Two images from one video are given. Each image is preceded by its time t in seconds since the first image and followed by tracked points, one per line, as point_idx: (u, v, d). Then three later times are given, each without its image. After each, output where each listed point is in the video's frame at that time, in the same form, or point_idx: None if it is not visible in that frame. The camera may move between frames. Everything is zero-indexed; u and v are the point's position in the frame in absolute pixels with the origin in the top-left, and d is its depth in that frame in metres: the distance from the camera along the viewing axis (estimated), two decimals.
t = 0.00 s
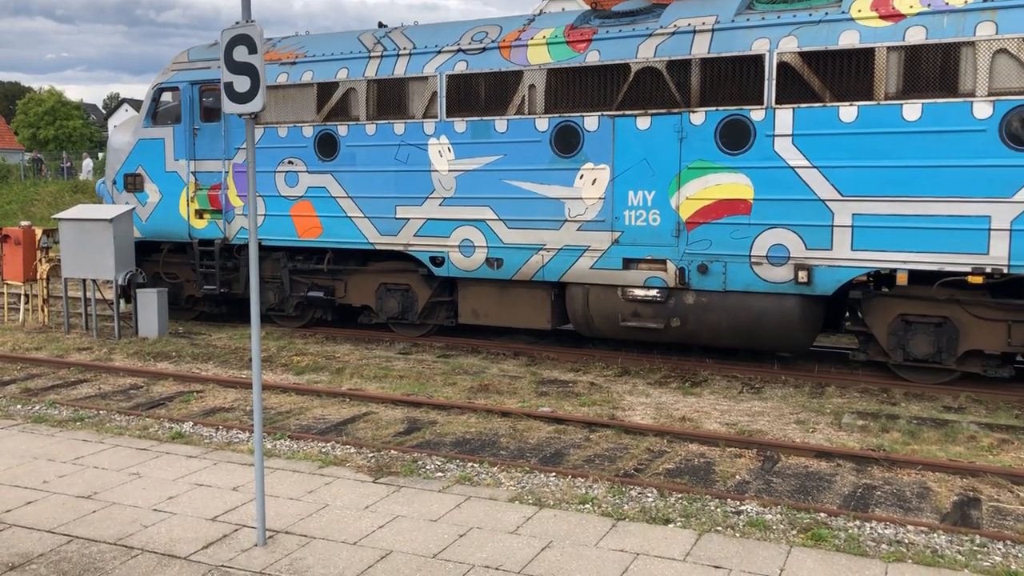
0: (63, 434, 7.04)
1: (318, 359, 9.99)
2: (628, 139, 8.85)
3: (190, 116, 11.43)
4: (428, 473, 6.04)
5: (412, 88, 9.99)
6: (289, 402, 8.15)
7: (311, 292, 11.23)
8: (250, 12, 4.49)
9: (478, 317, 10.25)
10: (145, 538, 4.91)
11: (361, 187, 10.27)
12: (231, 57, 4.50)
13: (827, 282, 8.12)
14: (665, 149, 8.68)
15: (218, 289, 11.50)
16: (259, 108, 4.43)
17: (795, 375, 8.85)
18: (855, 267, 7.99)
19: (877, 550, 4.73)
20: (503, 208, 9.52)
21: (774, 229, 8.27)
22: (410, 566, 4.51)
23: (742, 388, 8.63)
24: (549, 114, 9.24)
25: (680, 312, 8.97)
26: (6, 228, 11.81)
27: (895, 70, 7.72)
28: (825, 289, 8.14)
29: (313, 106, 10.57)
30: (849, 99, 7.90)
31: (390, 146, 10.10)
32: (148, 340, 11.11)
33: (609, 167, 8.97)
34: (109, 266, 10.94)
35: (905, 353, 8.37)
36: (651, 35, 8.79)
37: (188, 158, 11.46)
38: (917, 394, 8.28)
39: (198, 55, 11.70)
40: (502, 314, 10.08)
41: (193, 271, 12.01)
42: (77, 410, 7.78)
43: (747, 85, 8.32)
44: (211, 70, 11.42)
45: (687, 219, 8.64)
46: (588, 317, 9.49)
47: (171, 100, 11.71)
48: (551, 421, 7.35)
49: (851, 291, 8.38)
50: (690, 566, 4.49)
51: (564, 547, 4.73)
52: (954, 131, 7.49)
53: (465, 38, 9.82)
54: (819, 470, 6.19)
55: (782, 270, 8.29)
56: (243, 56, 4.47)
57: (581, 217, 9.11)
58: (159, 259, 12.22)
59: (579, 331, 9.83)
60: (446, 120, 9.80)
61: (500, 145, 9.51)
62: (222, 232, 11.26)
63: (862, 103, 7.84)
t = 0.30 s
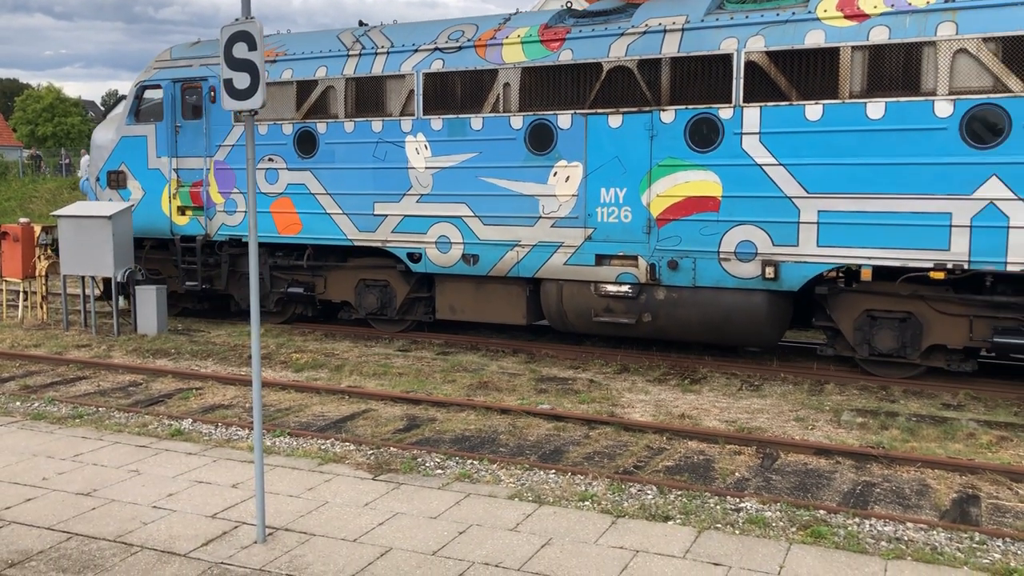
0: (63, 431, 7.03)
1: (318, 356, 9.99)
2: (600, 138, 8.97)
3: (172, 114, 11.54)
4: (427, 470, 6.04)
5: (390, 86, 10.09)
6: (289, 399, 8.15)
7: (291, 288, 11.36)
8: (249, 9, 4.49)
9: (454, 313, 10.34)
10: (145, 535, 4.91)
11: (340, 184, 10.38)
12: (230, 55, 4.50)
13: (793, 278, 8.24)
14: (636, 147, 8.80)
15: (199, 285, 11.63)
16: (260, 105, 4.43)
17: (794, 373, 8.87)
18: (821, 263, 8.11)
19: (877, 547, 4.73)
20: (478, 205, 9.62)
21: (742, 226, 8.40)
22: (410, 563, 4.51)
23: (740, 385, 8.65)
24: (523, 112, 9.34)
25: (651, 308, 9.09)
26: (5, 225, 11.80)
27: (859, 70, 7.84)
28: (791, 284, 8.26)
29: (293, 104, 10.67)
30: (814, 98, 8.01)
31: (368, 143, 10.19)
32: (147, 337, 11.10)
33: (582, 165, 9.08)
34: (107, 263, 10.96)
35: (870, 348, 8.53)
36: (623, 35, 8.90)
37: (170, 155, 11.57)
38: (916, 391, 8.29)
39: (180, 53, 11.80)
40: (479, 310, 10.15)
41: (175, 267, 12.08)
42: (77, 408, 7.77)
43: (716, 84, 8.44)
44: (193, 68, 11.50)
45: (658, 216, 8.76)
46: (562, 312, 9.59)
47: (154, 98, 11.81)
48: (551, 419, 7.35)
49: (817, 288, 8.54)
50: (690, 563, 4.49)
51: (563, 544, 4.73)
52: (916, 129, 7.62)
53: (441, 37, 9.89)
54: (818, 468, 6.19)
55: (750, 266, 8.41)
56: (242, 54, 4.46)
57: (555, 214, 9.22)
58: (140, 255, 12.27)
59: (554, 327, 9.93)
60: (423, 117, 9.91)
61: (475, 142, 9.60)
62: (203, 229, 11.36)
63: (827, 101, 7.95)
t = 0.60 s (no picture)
0: (62, 428, 7.02)
1: (317, 354, 9.98)
2: (573, 136, 9.06)
3: (154, 111, 11.61)
4: (427, 468, 6.04)
5: (368, 83, 10.13)
6: (288, 396, 8.14)
7: (271, 284, 11.43)
8: (249, 5, 4.47)
9: (432, 308, 10.41)
10: (144, 532, 4.91)
11: (318, 180, 10.44)
12: (230, 51, 4.49)
13: (761, 274, 8.31)
14: (609, 144, 8.90)
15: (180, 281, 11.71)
16: (259, 102, 4.42)
17: (794, 370, 8.87)
18: (789, 259, 8.20)
19: (877, 545, 4.73)
20: (454, 202, 9.68)
21: (711, 223, 8.48)
22: (411, 561, 4.51)
23: (740, 383, 8.65)
24: (498, 110, 9.42)
25: (624, 303, 9.17)
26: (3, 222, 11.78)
27: (825, 69, 7.93)
28: (759, 280, 8.33)
29: (273, 101, 10.76)
30: (781, 97, 8.10)
31: (346, 141, 10.25)
32: (146, 334, 11.08)
33: (556, 162, 9.16)
34: (107, 260, 10.95)
35: (837, 344, 8.63)
36: (596, 34, 8.98)
37: (152, 152, 11.64)
38: (916, 388, 8.29)
39: (163, 51, 11.88)
40: (456, 305, 10.24)
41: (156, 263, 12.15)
42: (76, 405, 7.77)
43: (687, 83, 8.52)
44: (174, 66, 11.56)
45: (630, 212, 8.84)
46: (538, 307, 9.67)
47: (136, 95, 11.89)
48: (550, 416, 7.34)
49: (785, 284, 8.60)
50: (690, 561, 4.49)
51: (564, 542, 4.73)
52: (880, 128, 7.73)
53: (418, 35, 9.95)
54: (818, 465, 6.19)
55: (719, 262, 8.49)
56: (242, 50, 4.45)
57: (530, 211, 9.29)
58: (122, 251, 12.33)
59: (529, 322, 10.01)
60: (400, 115, 9.96)
61: (451, 140, 9.68)
62: (185, 225, 11.42)
63: (794, 100, 8.04)
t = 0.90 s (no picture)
0: (63, 425, 7.03)
1: (318, 351, 9.98)
2: (549, 134, 9.23)
3: (138, 109, 11.70)
4: (428, 465, 6.04)
5: (348, 82, 10.32)
6: (289, 394, 8.14)
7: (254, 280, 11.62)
8: (250, 3, 4.46)
9: (411, 305, 10.60)
10: (145, 529, 4.91)
11: (300, 177, 10.61)
12: (232, 48, 4.48)
13: (730, 271, 8.48)
14: (583, 143, 9.07)
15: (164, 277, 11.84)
16: (260, 99, 4.41)
17: (795, 368, 8.88)
18: (757, 256, 8.36)
19: (878, 543, 4.73)
20: (433, 199, 9.87)
21: (683, 220, 8.64)
22: (412, 558, 4.51)
23: (741, 381, 8.66)
24: (475, 108, 9.61)
25: (598, 299, 9.34)
26: (4, 218, 11.79)
27: (793, 69, 8.10)
28: (728, 277, 8.50)
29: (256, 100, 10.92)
30: (750, 96, 8.27)
31: (327, 138, 10.43)
32: (147, 332, 11.07)
33: (531, 160, 9.34)
34: (108, 257, 10.93)
35: (806, 339, 8.76)
36: (570, 33, 9.14)
37: (136, 150, 11.74)
38: (916, 387, 8.29)
39: (147, 50, 11.96)
40: (434, 302, 10.43)
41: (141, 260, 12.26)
42: (77, 402, 7.77)
43: (658, 82, 8.70)
44: (158, 64, 11.64)
45: (603, 210, 9.01)
46: (514, 303, 9.85)
47: (121, 94, 11.99)
48: (551, 414, 7.34)
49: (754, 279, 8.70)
50: (691, 559, 4.49)
51: (565, 539, 4.74)
52: (846, 127, 7.90)
53: (397, 34, 10.13)
54: (819, 463, 6.19)
55: (690, 259, 8.65)
56: (243, 47, 4.44)
57: (506, 208, 9.48)
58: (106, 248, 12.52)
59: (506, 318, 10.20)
60: (379, 113, 10.14)
61: (429, 138, 9.87)
62: (168, 222, 11.49)
63: (762, 99, 8.21)
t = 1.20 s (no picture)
0: (68, 423, 7.04)
1: (322, 350, 9.99)
2: (527, 134, 9.32)
3: (126, 108, 11.83)
4: (432, 464, 6.04)
5: (331, 82, 10.42)
6: (293, 392, 8.15)
7: (239, 277, 11.80)
8: (255, 2, 4.47)
9: (394, 302, 10.74)
10: (150, 527, 4.92)
11: (284, 176, 10.73)
12: (238, 46, 4.48)
13: (704, 269, 8.58)
14: (560, 142, 9.16)
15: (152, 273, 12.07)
16: (265, 98, 4.42)
17: (799, 368, 8.86)
18: (730, 254, 8.46)
19: (882, 543, 4.73)
20: (414, 198, 9.97)
21: (657, 219, 8.74)
22: (415, 557, 4.51)
23: (745, 380, 8.64)
24: (456, 108, 9.71)
25: (575, 297, 9.47)
26: (8, 217, 11.78)
27: (765, 69, 8.18)
28: (702, 275, 8.61)
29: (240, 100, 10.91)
30: (723, 96, 8.36)
31: (310, 137, 10.54)
32: (151, 330, 11.10)
33: (510, 159, 9.43)
34: (112, 256, 10.95)
35: (779, 336, 8.90)
36: (548, 34, 9.24)
37: (124, 149, 11.89)
38: (921, 387, 8.27)
39: (135, 50, 12.07)
40: (415, 299, 10.58)
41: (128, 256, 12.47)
42: (82, 400, 7.79)
43: (634, 83, 8.80)
44: (145, 64, 11.76)
45: (580, 209, 9.11)
46: (493, 300, 10.00)
47: (109, 93, 12.12)
48: (555, 413, 7.34)
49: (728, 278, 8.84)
50: (696, 558, 4.49)
51: (569, 539, 4.73)
52: (816, 127, 7.98)
53: (380, 35, 10.24)
54: (823, 463, 6.18)
55: (665, 257, 8.76)
56: (248, 46, 4.44)
57: (485, 207, 9.59)
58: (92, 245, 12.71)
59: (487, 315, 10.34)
60: (361, 112, 10.22)
61: (410, 137, 9.96)
62: (156, 220, 11.64)
63: (735, 100, 8.30)
